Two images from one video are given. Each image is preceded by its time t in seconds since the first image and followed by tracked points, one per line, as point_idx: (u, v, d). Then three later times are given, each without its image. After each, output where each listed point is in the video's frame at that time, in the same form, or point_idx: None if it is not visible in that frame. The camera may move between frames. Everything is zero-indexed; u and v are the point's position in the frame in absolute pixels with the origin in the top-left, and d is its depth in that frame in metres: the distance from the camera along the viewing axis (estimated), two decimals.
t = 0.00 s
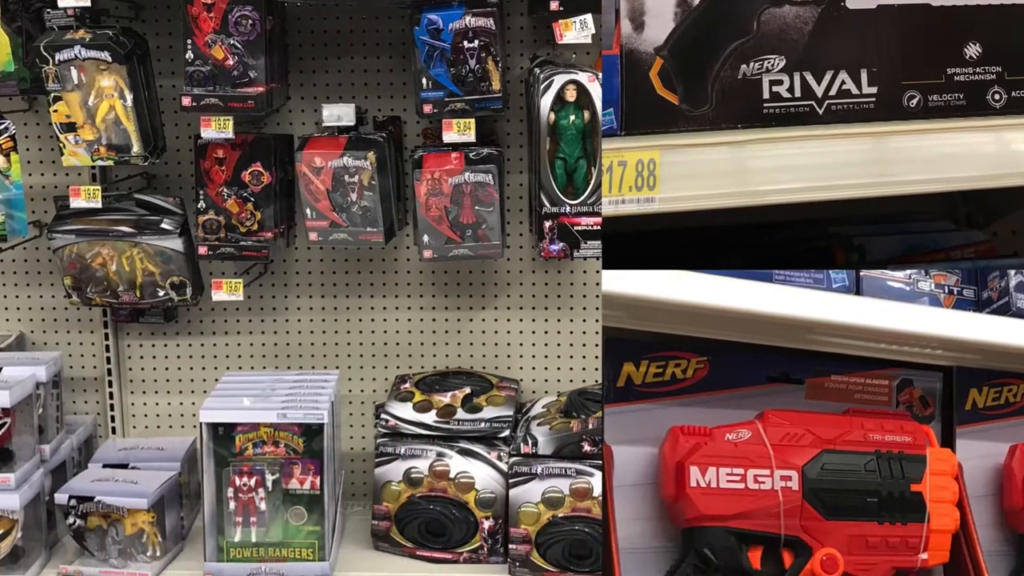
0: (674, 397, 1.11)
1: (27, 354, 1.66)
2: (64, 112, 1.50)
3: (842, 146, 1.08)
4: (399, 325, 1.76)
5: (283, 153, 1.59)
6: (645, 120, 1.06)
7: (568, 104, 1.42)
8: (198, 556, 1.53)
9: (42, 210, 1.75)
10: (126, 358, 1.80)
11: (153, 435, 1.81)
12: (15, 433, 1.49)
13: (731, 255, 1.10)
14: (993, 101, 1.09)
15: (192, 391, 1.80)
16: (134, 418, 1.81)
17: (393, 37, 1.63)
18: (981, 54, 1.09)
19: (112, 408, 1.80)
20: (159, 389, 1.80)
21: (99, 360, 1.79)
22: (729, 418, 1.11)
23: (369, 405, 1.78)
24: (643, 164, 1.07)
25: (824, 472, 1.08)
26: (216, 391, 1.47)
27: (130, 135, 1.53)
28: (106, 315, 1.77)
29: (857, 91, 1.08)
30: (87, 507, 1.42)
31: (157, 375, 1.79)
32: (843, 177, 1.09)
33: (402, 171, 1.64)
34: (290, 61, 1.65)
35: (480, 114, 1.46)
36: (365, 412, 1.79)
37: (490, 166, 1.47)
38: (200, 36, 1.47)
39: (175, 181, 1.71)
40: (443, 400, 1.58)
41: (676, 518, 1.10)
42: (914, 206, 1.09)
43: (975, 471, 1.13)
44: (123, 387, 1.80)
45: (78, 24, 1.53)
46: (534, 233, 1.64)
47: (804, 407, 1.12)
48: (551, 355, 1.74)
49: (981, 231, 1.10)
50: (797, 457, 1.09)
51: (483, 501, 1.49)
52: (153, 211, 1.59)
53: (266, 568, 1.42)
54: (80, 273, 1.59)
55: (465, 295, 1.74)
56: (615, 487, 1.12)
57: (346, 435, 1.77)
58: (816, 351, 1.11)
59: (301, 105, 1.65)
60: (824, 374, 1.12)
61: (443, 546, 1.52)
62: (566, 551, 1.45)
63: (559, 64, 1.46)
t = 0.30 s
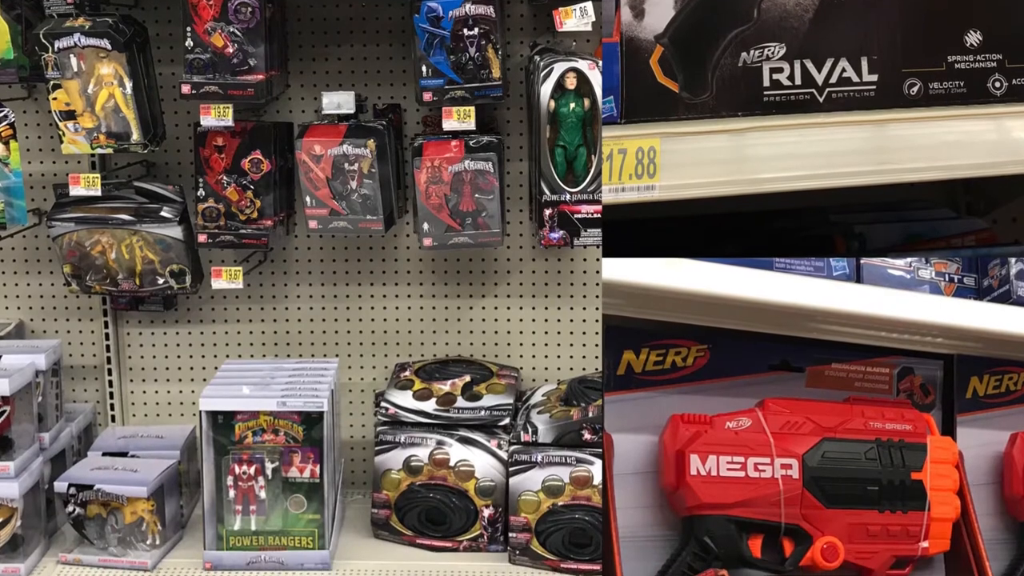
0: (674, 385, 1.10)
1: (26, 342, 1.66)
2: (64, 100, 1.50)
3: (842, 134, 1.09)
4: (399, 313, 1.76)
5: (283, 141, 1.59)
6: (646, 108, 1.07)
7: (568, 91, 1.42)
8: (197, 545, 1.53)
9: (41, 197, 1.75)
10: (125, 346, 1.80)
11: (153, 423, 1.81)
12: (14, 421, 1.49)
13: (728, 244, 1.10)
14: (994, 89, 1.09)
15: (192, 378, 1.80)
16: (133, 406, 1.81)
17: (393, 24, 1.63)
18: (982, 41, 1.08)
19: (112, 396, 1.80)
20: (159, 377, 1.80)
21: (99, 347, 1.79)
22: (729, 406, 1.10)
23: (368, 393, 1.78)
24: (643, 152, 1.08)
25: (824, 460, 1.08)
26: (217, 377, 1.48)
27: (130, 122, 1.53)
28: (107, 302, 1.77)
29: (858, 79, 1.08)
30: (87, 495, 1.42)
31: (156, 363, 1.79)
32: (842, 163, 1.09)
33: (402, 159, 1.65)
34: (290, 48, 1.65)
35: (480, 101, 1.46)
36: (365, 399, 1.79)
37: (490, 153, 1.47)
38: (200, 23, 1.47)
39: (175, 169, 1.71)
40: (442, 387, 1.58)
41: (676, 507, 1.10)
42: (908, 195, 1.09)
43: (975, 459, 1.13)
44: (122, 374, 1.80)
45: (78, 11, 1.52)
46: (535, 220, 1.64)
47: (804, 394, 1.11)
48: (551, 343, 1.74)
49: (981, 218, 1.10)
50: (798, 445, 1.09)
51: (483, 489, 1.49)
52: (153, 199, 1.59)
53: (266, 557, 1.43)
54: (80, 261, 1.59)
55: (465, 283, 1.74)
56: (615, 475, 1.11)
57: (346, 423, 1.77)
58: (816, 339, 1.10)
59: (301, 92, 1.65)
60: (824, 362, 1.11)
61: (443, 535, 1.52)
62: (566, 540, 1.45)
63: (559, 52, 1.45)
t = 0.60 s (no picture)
0: (675, 373, 1.10)
1: (27, 330, 1.65)
2: (63, 88, 1.50)
3: (843, 121, 1.08)
4: (399, 301, 1.76)
5: (282, 129, 1.59)
6: (646, 97, 1.06)
7: (568, 79, 1.42)
8: (197, 533, 1.53)
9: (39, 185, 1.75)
10: (124, 334, 1.81)
11: (152, 413, 1.81)
12: (13, 410, 1.49)
13: (730, 231, 1.09)
14: (994, 77, 1.09)
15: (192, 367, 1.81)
16: (133, 395, 1.82)
17: (393, 12, 1.63)
18: (982, 30, 1.08)
19: (111, 385, 1.81)
20: (158, 365, 1.81)
21: (98, 336, 1.79)
22: (728, 394, 1.10)
23: (368, 380, 1.79)
24: (644, 141, 1.07)
25: (824, 449, 1.08)
26: (217, 366, 1.48)
27: (129, 110, 1.53)
28: (106, 291, 1.77)
29: (858, 66, 1.08)
30: (87, 483, 1.42)
31: (155, 351, 1.80)
32: (842, 151, 1.09)
33: (402, 147, 1.65)
34: (289, 36, 1.64)
35: (480, 89, 1.46)
36: (365, 388, 1.81)
37: (490, 141, 1.46)
38: (200, 11, 1.46)
39: (174, 157, 1.71)
40: (442, 375, 1.58)
41: (676, 496, 1.10)
42: (908, 183, 1.09)
43: (976, 448, 1.13)
44: (121, 363, 1.81)
45: None
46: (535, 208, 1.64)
47: (804, 383, 1.11)
48: (551, 331, 1.75)
49: (982, 207, 1.10)
50: (798, 433, 1.08)
51: (483, 477, 1.50)
52: (154, 186, 1.59)
53: (266, 545, 1.43)
54: (79, 249, 1.59)
55: (465, 272, 1.75)
56: (615, 463, 1.12)
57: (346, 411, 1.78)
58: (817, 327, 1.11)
59: (301, 80, 1.65)
60: (824, 351, 1.11)
61: (443, 523, 1.52)
62: (565, 528, 1.45)
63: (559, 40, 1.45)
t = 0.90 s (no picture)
0: (675, 361, 1.10)
1: (26, 318, 1.65)
2: (62, 76, 1.50)
3: (843, 109, 1.08)
4: (398, 290, 1.78)
5: (282, 117, 1.59)
6: (645, 84, 1.06)
7: (568, 67, 1.41)
8: (196, 522, 1.53)
9: (38, 172, 1.76)
10: (123, 321, 1.82)
11: (151, 400, 1.83)
12: (13, 398, 1.49)
13: (731, 219, 1.09)
14: (995, 64, 1.08)
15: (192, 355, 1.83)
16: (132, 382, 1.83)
17: None
18: (983, 17, 1.08)
19: (111, 373, 1.82)
20: (158, 353, 1.82)
21: (98, 324, 1.80)
22: (729, 382, 1.10)
23: (368, 368, 1.80)
24: (643, 128, 1.07)
25: (825, 437, 1.08)
26: (215, 355, 1.47)
27: (129, 98, 1.53)
28: (105, 279, 1.78)
29: (859, 54, 1.07)
30: (86, 472, 1.42)
31: (155, 339, 1.81)
32: (843, 139, 1.08)
33: (402, 134, 1.65)
34: (289, 24, 1.64)
35: (480, 77, 1.46)
36: (365, 376, 1.81)
37: (490, 129, 1.46)
38: None
39: (174, 146, 1.71)
40: (442, 362, 1.58)
41: (677, 484, 1.10)
42: (910, 170, 1.09)
43: (976, 436, 1.12)
44: (121, 351, 1.82)
45: None
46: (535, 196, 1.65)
47: (804, 370, 1.11)
48: (551, 319, 1.76)
49: (982, 194, 1.10)
50: (798, 422, 1.09)
51: (483, 466, 1.50)
52: (151, 174, 1.60)
53: (266, 534, 1.43)
54: (79, 237, 1.59)
55: (465, 260, 1.76)
56: (615, 452, 1.11)
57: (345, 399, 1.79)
58: (818, 315, 1.10)
59: (300, 68, 1.65)
60: (824, 338, 1.11)
61: (443, 511, 1.52)
62: (565, 516, 1.45)
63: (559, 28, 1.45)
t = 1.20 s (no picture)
0: (674, 349, 1.10)
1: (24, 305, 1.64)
2: (62, 64, 1.50)
3: (843, 97, 1.07)
4: (398, 278, 1.78)
5: (282, 105, 1.59)
6: (646, 72, 1.06)
7: (568, 55, 1.41)
8: (196, 510, 1.53)
9: (38, 161, 1.76)
10: (123, 309, 1.82)
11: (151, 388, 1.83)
12: (12, 386, 1.49)
13: (732, 208, 1.10)
14: (996, 52, 1.08)
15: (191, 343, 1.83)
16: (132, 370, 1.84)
17: None
18: (983, 5, 1.07)
19: (110, 361, 1.83)
20: (158, 341, 1.83)
21: (98, 312, 1.81)
22: (729, 370, 1.10)
23: (368, 357, 1.81)
24: (643, 116, 1.06)
25: (825, 425, 1.08)
26: (215, 343, 1.47)
27: (128, 86, 1.53)
28: (105, 267, 1.79)
29: (859, 42, 1.07)
30: (86, 460, 1.42)
31: (154, 327, 1.82)
32: (843, 126, 1.08)
33: (402, 122, 1.65)
34: (289, 11, 1.64)
35: (480, 65, 1.46)
36: (365, 364, 1.82)
37: (490, 117, 1.46)
38: None
39: (173, 133, 1.72)
40: (442, 351, 1.58)
41: (677, 472, 1.09)
42: (911, 159, 1.09)
43: (977, 424, 1.12)
44: (120, 339, 1.83)
45: None
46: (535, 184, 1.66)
47: (804, 358, 1.10)
48: (551, 307, 1.77)
49: (983, 181, 1.11)
50: (798, 410, 1.08)
51: (483, 454, 1.50)
52: (151, 162, 1.60)
53: (266, 522, 1.43)
54: (78, 225, 1.59)
55: (465, 248, 1.76)
56: (615, 440, 1.10)
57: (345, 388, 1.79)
58: (818, 303, 1.10)
59: (300, 56, 1.65)
60: (824, 327, 1.10)
61: (443, 499, 1.52)
62: (565, 504, 1.45)
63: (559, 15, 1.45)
